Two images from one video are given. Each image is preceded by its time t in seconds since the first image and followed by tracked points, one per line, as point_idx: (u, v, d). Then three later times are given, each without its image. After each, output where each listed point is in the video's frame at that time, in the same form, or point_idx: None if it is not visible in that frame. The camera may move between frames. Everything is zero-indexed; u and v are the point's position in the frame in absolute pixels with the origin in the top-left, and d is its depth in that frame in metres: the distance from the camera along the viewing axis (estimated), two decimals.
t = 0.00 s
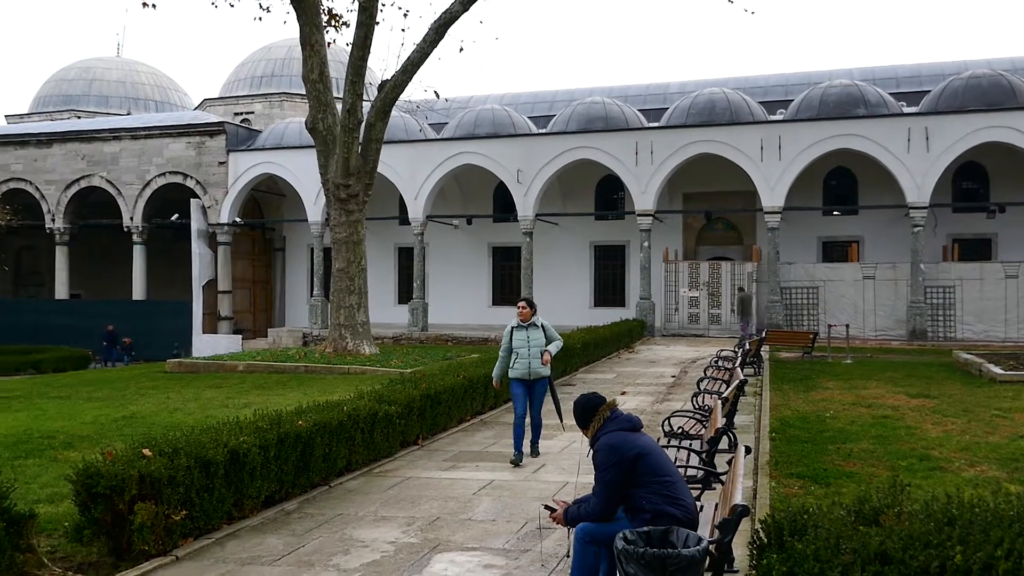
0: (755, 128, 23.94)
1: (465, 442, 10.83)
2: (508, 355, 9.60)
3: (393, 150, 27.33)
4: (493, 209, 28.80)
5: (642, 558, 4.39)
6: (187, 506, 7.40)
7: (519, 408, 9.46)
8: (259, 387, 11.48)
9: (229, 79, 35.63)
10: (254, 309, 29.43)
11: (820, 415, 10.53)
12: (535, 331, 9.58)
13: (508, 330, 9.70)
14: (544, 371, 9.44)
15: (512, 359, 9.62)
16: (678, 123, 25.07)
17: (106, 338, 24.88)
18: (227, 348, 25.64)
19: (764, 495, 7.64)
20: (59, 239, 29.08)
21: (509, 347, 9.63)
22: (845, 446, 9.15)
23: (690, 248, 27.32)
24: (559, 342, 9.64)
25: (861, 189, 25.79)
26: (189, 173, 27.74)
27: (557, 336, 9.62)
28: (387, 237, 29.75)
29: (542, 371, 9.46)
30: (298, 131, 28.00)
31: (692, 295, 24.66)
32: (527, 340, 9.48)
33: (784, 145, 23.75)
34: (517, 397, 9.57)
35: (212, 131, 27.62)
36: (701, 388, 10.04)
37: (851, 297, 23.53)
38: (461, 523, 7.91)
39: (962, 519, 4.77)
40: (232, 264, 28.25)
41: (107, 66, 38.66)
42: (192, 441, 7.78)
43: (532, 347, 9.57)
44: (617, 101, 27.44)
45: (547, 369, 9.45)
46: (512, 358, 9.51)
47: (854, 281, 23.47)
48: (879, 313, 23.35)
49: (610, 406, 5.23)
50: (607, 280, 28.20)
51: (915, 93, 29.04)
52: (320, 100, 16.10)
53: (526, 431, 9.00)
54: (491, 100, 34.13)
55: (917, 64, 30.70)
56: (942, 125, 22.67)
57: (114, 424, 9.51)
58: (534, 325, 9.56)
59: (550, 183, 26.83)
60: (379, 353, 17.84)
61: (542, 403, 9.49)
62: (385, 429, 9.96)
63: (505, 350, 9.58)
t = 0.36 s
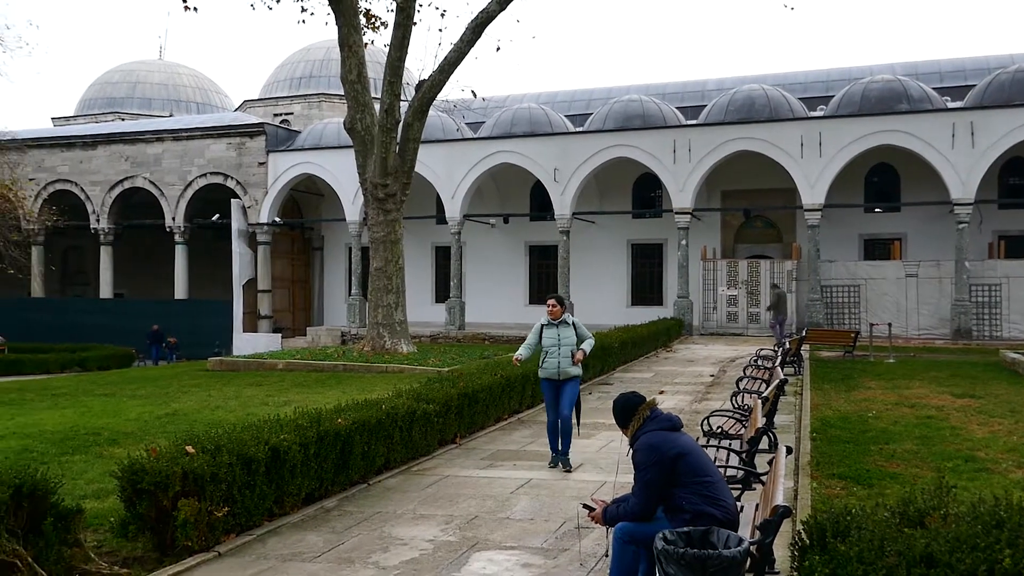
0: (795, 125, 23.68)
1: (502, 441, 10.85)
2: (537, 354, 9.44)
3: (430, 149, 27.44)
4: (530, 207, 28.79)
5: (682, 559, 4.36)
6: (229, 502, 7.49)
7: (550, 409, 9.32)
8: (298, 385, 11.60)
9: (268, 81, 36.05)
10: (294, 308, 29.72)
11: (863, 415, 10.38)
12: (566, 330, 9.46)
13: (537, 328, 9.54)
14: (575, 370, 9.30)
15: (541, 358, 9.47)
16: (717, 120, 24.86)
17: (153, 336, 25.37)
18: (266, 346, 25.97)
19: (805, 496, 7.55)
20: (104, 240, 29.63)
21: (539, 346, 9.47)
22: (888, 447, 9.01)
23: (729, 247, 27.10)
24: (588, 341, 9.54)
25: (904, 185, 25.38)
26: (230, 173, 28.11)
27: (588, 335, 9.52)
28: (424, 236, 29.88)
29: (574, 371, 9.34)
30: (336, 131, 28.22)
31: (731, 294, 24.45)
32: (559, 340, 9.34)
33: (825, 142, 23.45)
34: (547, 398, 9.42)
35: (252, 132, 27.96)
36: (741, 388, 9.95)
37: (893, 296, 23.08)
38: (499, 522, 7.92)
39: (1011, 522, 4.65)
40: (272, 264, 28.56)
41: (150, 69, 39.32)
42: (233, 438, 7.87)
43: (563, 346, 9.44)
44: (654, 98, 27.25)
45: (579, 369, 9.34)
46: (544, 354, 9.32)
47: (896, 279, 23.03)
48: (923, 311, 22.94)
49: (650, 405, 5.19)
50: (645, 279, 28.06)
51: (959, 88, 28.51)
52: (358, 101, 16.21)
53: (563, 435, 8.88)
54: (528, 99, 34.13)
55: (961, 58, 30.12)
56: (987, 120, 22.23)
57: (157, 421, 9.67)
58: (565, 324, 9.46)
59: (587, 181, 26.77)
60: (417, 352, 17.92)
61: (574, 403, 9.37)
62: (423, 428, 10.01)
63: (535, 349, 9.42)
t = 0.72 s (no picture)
0: (836, 121, 23.35)
1: (541, 440, 10.85)
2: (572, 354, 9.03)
3: (467, 148, 27.51)
4: (568, 206, 28.75)
5: (724, 559, 4.33)
6: (271, 499, 7.58)
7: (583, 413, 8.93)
8: (338, 384, 11.71)
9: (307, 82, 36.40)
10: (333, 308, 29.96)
11: (907, 415, 10.22)
12: (603, 330, 8.99)
13: (573, 327, 9.10)
14: (611, 372, 8.87)
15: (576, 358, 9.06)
16: (756, 116, 24.63)
17: (196, 336, 25.67)
18: (307, 345, 25.91)
19: (848, 497, 7.44)
20: (147, 240, 30.13)
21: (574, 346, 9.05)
22: (934, 448, 8.85)
23: (768, 244, 26.83)
24: (627, 342, 9.06)
25: (948, 181, 24.92)
26: (270, 174, 28.43)
27: (626, 336, 9.03)
28: (461, 235, 29.97)
29: (609, 374, 8.90)
30: (374, 131, 28.39)
31: (771, 292, 24.17)
32: (594, 341, 8.88)
33: (867, 138, 23.11)
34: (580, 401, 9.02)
35: (291, 134, 28.26)
36: (782, 388, 9.85)
37: (937, 294, 22.81)
38: (538, 521, 7.92)
39: None
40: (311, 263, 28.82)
41: (191, 72, 39.88)
42: (275, 436, 7.96)
43: (599, 347, 8.99)
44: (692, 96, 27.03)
45: (615, 372, 8.89)
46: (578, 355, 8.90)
47: (940, 277, 22.72)
48: (968, 309, 22.53)
49: (700, 402, 5.13)
50: (684, 278, 27.88)
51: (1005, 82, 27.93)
52: (396, 101, 16.29)
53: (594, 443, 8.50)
54: (564, 98, 34.08)
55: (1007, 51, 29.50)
56: None
57: (201, 419, 9.80)
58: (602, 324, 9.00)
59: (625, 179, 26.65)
60: (455, 351, 17.99)
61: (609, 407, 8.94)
62: (462, 427, 10.04)
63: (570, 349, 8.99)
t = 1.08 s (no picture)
0: (891, 116, 22.87)
1: (591, 439, 10.82)
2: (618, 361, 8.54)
3: (515, 148, 27.55)
4: (616, 204, 28.62)
5: (779, 561, 4.27)
6: (324, 496, 7.67)
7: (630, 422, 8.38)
8: (390, 382, 11.81)
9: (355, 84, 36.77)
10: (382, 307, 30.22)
11: (966, 417, 9.98)
12: (650, 335, 8.54)
13: (617, 333, 8.65)
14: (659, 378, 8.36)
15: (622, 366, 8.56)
16: (808, 112, 24.26)
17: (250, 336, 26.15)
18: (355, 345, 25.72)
19: (905, 500, 7.29)
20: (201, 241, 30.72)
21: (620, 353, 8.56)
22: (995, 450, 8.63)
23: (821, 243, 26.40)
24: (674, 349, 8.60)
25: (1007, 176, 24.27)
26: (320, 175, 28.76)
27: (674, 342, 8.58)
28: (509, 235, 30.02)
29: (657, 380, 8.41)
30: (423, 131, 28.55)
31: (824, 291, 23.80)
32: (642, 344, 8.41)
33: (922, 133, 22.61)
34: (626, 410, 8.49)
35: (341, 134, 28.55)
36: (837, 388, 9.69)
37: (997, 292, 22.26)
38: (588, 521, 7.89)
39: None
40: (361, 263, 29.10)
41: (243, 74, 40.55)
42: (327, 434, 8.05)
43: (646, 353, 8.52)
44: (742, 92, 26.71)
45: (663, 378, 8.39)
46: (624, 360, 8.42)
47: (1000, 275, 22.19)
48: None
49: (773, 399, 5.02)
50: (734, 277, 27.58)
51: None
52: (444, 101, 16.36)
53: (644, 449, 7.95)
54: (612, 95, 33.93)
55: None
56: None
57: (254, 416, 9.97)
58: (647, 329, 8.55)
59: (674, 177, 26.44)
60: (503, 350, 18.03)
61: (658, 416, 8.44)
62: (511, 425, 10.05)
63: (615, 354, 8.50)
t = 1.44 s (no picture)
0: (942, 111, 22.39)
1: (633, 439, 10.76)
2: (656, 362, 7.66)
3: (558, 147, 27.51)
4: (659, 203, 28.45)
5: (829, 563, 4.19)
6: (368, 493, 7.73)
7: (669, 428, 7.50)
8: (434, 380, 11.88)
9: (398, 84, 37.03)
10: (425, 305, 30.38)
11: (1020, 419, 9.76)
12: (691, 334, 7.71)
13: (655, 332, 7.79)
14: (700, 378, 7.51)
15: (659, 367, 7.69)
16: (856, 109, 23.88)
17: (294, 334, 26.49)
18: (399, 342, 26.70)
19: (957, 504, 7.14)
20: (246, 240, 31.16)
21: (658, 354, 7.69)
22: None
23: (869, 242, 25.97)
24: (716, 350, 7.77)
25: None
26: (364, 174, 28.96)
27: (715, 343, 7.75)
28: (552, 234, 29.99)
29: (699, 382, 7.53)
30: (465, 130, 28.73)
31: (872, 290, 23.42)
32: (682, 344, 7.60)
33: (975, 129, 22.09)
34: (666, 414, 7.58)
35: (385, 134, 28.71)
36: (886, 389, 9.53)
37: None
38: (632, 521, 7.84)
39: None
40: (404, 262, 29.27)
41: (288, 76, 41.07)
42: (372, 432, 8.11)
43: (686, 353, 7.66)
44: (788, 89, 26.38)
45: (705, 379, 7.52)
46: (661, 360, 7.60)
47: None
48: None
49: (849, 399, 4.86)
50: (778, 276, 27.28)
51: None
52: (487, 100, 16.38)
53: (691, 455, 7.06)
54: (655, 93, 33.74)
55: None
56: None
57: (299, 413, 10.08)
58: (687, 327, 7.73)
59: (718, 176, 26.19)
60: (546, 349, 18.04)
61: (700, 422, 7.54)
62: (555, 425, 10.04)
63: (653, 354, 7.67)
